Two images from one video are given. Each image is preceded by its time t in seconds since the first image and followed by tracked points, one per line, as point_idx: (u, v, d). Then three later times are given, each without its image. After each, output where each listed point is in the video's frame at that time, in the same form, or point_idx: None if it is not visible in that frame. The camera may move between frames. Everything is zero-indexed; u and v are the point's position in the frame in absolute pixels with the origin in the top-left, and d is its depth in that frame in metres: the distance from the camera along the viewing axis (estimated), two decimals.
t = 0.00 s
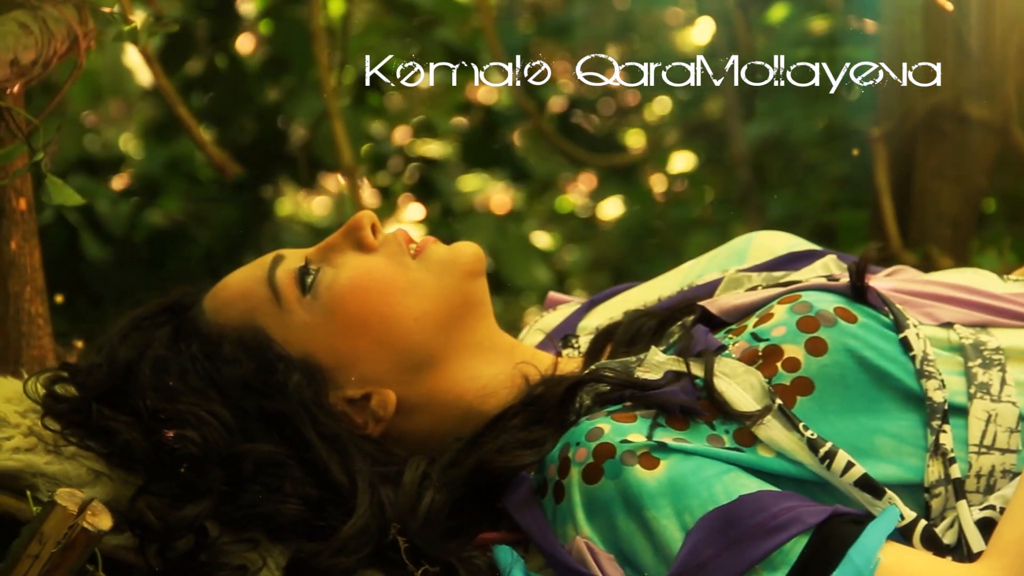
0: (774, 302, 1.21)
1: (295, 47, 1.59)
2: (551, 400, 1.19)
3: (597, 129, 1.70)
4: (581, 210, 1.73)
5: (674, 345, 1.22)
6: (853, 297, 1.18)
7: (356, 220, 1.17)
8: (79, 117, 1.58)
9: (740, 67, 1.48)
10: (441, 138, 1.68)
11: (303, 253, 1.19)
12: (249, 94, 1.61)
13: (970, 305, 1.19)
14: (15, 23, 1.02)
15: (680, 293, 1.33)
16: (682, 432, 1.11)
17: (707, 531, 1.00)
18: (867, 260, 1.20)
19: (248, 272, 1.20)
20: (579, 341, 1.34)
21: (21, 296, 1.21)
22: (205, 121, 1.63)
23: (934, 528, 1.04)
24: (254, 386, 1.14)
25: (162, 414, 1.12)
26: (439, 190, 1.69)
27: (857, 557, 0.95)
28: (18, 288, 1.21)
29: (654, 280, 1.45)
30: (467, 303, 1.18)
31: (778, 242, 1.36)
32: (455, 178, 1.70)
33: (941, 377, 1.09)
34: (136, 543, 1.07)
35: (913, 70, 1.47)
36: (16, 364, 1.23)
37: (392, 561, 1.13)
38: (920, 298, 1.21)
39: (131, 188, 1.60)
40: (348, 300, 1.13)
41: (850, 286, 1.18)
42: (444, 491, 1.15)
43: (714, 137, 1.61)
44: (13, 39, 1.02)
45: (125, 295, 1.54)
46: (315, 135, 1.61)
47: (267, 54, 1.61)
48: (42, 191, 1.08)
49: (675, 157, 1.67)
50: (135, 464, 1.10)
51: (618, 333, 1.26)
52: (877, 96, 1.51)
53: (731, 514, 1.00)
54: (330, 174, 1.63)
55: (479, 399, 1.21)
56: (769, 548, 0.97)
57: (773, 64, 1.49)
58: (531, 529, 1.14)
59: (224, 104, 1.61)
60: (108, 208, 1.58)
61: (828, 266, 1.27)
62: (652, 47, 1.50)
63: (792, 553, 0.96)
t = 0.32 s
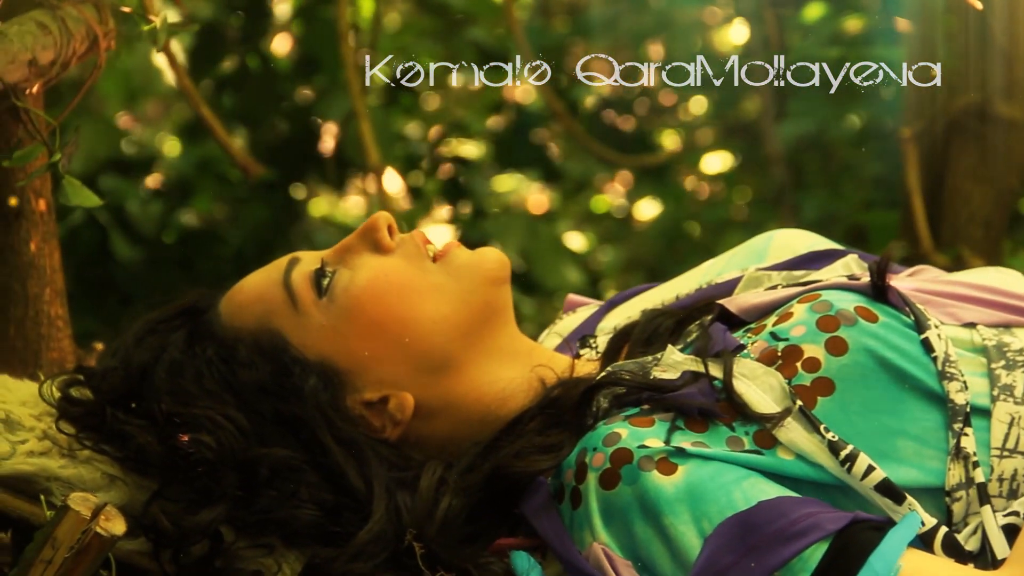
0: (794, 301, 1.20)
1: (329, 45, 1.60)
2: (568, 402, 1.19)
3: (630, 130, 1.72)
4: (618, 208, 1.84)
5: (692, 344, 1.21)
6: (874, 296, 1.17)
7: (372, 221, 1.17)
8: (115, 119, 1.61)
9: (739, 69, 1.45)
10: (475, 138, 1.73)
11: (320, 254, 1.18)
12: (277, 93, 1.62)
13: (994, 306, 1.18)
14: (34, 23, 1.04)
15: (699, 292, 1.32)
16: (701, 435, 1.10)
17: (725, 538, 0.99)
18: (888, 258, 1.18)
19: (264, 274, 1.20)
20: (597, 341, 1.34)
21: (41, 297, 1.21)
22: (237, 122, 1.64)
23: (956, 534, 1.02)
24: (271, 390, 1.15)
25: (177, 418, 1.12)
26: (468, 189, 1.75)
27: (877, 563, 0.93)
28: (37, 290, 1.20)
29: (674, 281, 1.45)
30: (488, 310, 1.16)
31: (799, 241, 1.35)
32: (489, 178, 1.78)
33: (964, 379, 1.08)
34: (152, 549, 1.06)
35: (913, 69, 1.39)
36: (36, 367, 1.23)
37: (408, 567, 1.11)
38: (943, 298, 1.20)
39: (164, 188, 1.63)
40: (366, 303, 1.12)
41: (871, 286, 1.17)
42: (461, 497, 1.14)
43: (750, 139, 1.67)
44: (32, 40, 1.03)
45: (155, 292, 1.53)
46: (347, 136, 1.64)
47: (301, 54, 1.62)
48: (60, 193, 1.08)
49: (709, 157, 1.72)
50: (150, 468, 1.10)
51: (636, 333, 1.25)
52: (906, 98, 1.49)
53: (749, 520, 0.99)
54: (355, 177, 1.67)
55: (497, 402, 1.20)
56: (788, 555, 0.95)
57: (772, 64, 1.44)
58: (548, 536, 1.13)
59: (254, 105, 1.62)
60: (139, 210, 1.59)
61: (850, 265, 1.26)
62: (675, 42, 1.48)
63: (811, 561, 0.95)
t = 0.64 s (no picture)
0: (813, 303, 1.19)
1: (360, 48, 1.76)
2: (586, 408, 1.19)
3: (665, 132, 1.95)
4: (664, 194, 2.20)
5: (711, 346, 1.20)
6: (895, 298, 1.16)
7: (390, 225, 1.19)
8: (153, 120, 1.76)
9: (739, 70, 1.50)
10: (510, 138, 1.96)
11: (336, 260, 1.20)
12: (311, 94, 1.79)
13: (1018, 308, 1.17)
14: (52, 26, 1.11)
15: (719, 294, 1.33)
16: (720, 442, 1.09)
17: (745, 547, 0.97)
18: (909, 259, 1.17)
19: (281, 280, 1.21)
20: (617, 345, 1.35)
21: (60, 301, 1.24)
22: (270, 124, 1.81)
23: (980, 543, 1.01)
24: (287, 396, 1.15)
25: (193, 424, 1.12)
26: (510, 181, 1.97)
27: (900, 572, 0.90)
28: (57, 294, 1.24)
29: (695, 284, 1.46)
30: (506, 316, 1.18)
31: (821, 242, 1.35)
32: (523, 179, 1.98)
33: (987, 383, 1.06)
34: (166, 559, 1.06)
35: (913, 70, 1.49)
36: (55, 371, 1.27)
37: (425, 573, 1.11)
38: (965, 300, 1.18)
39: (196, 189, 1.78)
40: (383, 306, 1.14)
41: (892, 288, 1.16)
42: (477, 504, 1.12)
43: (785, 142, 1.93)
44: (51, 41, 1.10)
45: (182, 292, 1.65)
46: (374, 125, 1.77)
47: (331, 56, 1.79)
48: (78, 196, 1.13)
49: (746, 159, 2.01)
50: (165, 475, 1.10)
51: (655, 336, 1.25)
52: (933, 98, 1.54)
53: (769, 528, 0.97)
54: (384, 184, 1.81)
55: (514, 408, 1.20)
56: (808, 563, 0.93)
57: (773, 65, 1.51)
58: (566, 545, 1.11)
59: (285, 104, 1.79)
60: (170, 212, 1.71)
61: (871, 267, 1.24)
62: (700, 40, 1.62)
63: (832, 569, 0.92)
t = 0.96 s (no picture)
0: (836, 307, 1.18)
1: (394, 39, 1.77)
2: (606, 413, 1.18)
3: (698, 133, 2.07)
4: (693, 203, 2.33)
5: (732, 351, 1.20)
6: (918, 303, 1.14)
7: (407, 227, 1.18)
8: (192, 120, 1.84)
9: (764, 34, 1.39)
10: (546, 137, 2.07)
11: (352, 262, 1.19)
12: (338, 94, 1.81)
13: None
14: (72, 28, 1.11)
15: (740, 298, 1.32)
16: (740, 447, 1.07)
17: (764, 554, 0.95)
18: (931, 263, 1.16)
19: (298, 283, 1.21)
20: (638, 349, 1.34)
21: (80, 304, 1.26)
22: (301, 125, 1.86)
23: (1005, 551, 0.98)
24: (304, 399, 1.15)
25: (208, 429, 1.11)
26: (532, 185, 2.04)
27: None
28: (77, 296, 1.25)
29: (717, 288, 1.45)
30: (519, 314, 1.17)
31: (844, 245, 1.34)
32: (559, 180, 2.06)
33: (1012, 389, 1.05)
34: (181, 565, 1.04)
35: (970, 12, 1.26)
36: (73, 373, 1.29)
37: None
38: (988, 304, 1.17)
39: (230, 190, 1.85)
40: (399, 307, 1.13)
41: (915, 292, 1.15)
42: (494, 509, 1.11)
43: (820, 141, 2.08)
44: (70, 42, 1.10)
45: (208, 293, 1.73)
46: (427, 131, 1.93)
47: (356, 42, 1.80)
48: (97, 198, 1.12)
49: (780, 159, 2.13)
50: (179, 480, 1.10)
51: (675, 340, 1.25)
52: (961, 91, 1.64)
53: (790, 535, 0.95)
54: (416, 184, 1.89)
55: (533, 411, 1.19)
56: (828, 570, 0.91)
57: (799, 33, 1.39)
58: (584, 551, 1.10)
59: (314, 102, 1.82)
60: (200, 213, 1.77)
61: (895, 270, 1.23)
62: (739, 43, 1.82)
63: None
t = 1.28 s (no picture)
0: (859, 313, 1.17)
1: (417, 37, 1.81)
2: (626, 419, 1.16)
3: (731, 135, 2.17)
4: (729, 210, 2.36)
5: (754, 358, 1.18)
6: (942, 309, 1.13)
7: (427, 230, 1.18)
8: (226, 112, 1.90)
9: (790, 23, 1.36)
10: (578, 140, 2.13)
11: (371, 266, 1.19)
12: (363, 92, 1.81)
13: None
14: (93, 28, 1.10)
15: (763, 303, 1.31)
16: (761, 454, 1.06)
17: (785, 562, 0.94)
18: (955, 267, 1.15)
19: (315, 286, 1.20)
20: (659, 355, 1.33)
21: (101, 306, 1.25)
22: (334, 127, 1.96)
23: None
24: (321, 404, 1.14)
25: (224, 434, 1.11)
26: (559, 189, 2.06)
27: None
28: (97, 298, 1.24)
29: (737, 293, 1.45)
30: (541, 319, 1.15)
31: (868, 250, 1.33)
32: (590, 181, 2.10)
33: None
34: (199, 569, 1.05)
35: None
36: (94, 378, 1.28)
37: None
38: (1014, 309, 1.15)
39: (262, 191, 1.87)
40: (418, 312, 1.13)
41: (939, 297, 1.13)
42: (513, 516, 1.09)
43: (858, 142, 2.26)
44: (91, 43, 1.10)
45: (242, 293, 1.75)
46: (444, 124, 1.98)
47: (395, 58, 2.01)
48: (115, 201, 1.12)
49: (818, 159, 2.35)
50: (196, 487, 1.09)
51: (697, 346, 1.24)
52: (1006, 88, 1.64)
53: (811, 543, 0.94)
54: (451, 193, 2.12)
55: (554, 416, 1.18)
56: None
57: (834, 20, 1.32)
58: (604, 558, 1.08)
59: (347, 107, 1.94)
60: (230, 214, 1.79)
61: (920, 275, 1.22)
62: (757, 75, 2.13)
63: None
